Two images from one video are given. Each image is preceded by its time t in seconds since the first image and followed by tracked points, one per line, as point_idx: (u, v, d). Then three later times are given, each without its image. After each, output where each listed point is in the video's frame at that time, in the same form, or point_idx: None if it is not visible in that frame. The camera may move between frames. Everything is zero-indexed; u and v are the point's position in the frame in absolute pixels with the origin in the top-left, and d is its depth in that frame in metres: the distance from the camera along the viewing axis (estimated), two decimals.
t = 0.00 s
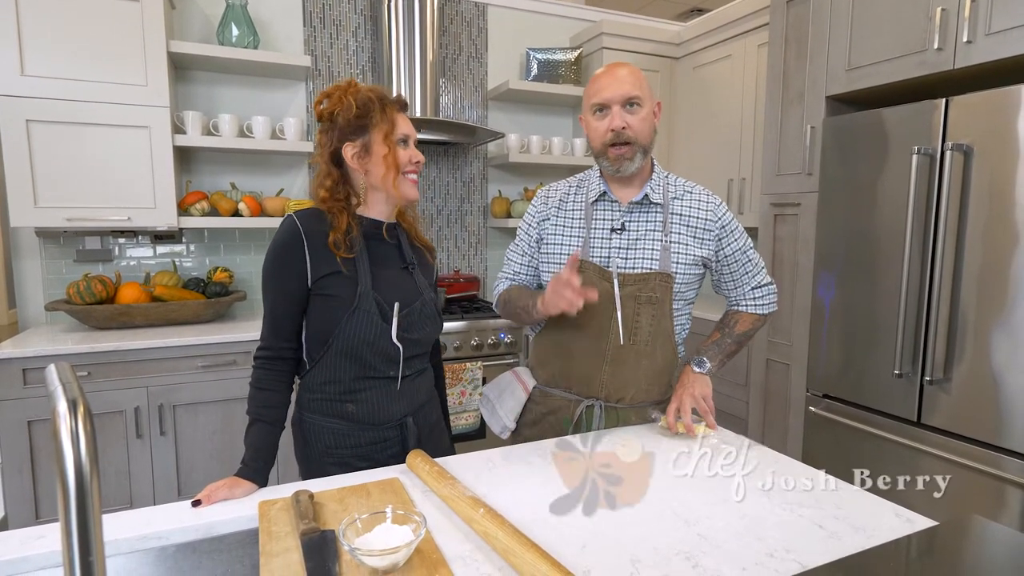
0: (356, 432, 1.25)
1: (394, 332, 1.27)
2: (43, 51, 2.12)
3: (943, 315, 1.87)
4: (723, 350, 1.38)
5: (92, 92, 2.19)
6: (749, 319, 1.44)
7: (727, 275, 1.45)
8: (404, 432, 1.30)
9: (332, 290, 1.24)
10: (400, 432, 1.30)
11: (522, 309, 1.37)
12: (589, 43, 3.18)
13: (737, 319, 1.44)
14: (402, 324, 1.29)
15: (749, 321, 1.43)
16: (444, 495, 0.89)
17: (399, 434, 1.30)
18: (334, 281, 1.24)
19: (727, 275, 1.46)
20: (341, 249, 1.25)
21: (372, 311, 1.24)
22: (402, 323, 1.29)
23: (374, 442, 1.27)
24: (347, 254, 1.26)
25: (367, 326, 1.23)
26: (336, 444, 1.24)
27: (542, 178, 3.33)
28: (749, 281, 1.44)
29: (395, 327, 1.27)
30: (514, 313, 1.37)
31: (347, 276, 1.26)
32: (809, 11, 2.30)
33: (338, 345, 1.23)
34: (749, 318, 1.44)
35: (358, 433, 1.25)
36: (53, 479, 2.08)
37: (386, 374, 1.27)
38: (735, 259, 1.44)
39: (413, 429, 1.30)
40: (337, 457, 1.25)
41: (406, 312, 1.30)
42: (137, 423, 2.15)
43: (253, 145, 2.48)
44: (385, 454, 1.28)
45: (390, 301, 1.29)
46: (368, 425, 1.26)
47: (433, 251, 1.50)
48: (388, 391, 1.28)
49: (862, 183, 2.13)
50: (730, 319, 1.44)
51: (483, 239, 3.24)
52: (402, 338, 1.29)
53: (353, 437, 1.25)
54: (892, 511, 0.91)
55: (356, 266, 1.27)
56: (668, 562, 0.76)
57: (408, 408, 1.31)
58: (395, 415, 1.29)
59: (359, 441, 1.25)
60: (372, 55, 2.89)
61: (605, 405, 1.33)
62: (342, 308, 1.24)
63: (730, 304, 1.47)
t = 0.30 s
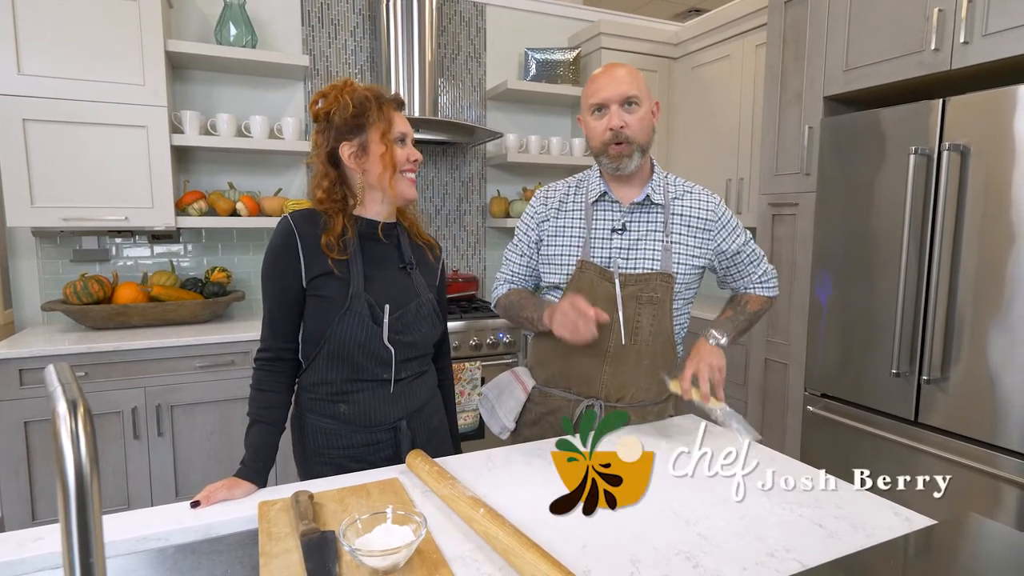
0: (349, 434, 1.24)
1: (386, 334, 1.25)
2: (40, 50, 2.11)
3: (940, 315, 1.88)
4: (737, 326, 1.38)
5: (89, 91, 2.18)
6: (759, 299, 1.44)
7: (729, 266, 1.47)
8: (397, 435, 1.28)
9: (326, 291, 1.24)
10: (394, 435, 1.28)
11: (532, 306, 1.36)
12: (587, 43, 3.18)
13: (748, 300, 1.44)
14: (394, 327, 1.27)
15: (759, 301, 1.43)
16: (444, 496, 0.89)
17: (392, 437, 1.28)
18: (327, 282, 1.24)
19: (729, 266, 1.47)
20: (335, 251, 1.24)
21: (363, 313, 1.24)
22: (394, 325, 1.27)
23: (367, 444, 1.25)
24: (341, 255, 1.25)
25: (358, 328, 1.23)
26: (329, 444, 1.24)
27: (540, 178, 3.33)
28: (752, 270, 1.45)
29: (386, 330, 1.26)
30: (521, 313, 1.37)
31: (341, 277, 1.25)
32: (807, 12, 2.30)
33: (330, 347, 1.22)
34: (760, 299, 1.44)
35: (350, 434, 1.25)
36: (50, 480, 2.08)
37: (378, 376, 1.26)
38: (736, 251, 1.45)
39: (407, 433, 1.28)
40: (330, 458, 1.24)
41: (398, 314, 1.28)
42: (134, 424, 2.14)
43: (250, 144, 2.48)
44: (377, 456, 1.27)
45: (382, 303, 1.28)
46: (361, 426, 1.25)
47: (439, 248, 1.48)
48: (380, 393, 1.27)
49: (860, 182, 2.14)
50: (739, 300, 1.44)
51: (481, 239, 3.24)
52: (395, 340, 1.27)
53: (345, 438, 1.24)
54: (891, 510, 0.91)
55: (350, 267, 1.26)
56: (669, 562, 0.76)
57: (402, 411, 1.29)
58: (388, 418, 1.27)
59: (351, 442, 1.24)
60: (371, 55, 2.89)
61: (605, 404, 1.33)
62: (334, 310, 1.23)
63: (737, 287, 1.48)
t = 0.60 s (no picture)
0: (347, 433, 1.24)
1: (384, 334, 1.25)
2: (35, 49, 2.10)
3: (936, 315, 1.88)
4: (708, 333, 1.35)
5: (84, 90, 2.17)
6: (731, 317, 1.41)
7: (723, 277, 1.45)
8: (396, 435, 1.28)
9: (323, 291, 1.23)
10: (392, 435, 1.28)
11: (541, 321, 1.35)
12: (584, 43, 3.18)
13: (721, 313, 1.40)
14: (392, 328, 1.27)
15: (730, 318, 1.40)
16: (443, 496, 0.89)
17: (391, 437, 1.27)
18: (326, 282, 1.24)
19: (723, 276, 1.45)
20: (333, 251, 1.24)
21: (361, 313, 1.23)
22: (392, 325, 1.27)
23: (365, 444, 1.25)
24: (339, 257, 1.24)
25: (356, 329, 1.22)
26: (327, 444, 1.24)
27: (537, 178, 3.33)
28: (735, 288, 1.45)
29: (384, 330, 1.25)
30: (530, 328, 1.36)
31: (339, 278, 1.25)
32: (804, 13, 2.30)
33: (328, 347, 1.22)
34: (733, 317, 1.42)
35: (348, 434, 1.24)
36: (45, 481, 2.07)
37: (376, 377, 1.25)
38: (731, 260, 1.45)
39: (405, 433, 1.28)
40: (328, 458, 1.24)
41: (397, 314, 1.28)
42: (130, 424, 2.13)
43: (247, 144, 2.47)
44: (376, 456, 1.26)
45: (380, 304, 1.27)
46: (358, 426, 1.25)
47: (438, 249, 1.48)
48: (378, 393, 1.26)
49: (856, 183, 2.14)
50: (711, 311, 1.41)
51: (478, 239, 3.24)
52: (393, 341, 1.26)
53: (343, 438, 1.24)
54: (889, 509, 0.91)
55: (348, 268, 1.26)
56: (668, 562, 0.76)
57: (401, 411, 1.28)
58: (386, 418, 1.27)
59: (349, 442, 1.24)
60: (368, 55, 2.89)
61: (605, 404, 1.34)
62: (332, 310, 1.23)
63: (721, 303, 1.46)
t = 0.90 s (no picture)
0: (346, 431, 1.24)
1: (385, 334, 1.25)
2: (28, 47, 2.09)
3: (930, 314, 1.89)
4: (703, 337, 1.34)
5: (78, 90, 2.16)
6: (729, 320, 1.42)
7: (717, 279, 1.45)
8: (395, 433, 1.28)
9: (324, 292, 1.23)
10: (390, 433, 1.28)
11: (536, 323, 1.34)
12: (580, 43, 3.18)
13: (719, 317, 1.41)
14: (394, 328, 1.26)
15: (729, 322, 1.41)
16: (441, 496, 0.89)
17: (389, 434, 1.27)
18: (326, 283, 1.23)
19: (717, 279, 1.46)
20: (333, 252, 1.23)
21: (362, 313, 1.23)
22: (394, 325, 1.27)
23: (364, 442, 1.25)
24: (339, 258, 1.24)
25: (357, 329, 1.22)
26: (325, 442, 1.24)
27: (534, 179, 3.33)
28: (731, 291, 1.45)
29: (386, 330, 1.25)
30: (525, 330, 1.35)
31: (340, 279, 1.24)
32: (799, 14, 2.31)
33: (329, 347, 1.21)
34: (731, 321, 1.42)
35: (348, 431, 1.24)
36: (39, 483, 2.05)
37: (377, 377, 1.25)
38: (726, 262, 1.45)
39: (404, 430, 1.28)
40: (328, 456, 1.24)
41: (398, 315, 1.28)
42: (125, 426, 2.12)
43: (242, 144, 2.46)
44: (375, 454, 1.26)
45: (381, 304, 1.27)
46: (358, 424, 1.25)
47: (437, 251, 1.47)
48: (378, 391, 1.26)
49: (851, 183, 2.15)
50: (711, 315, 1.41)
51: (475, 239, 3.24)
52: (394, 340, 1.26)
53: (342, 435, 1.24)
54: (885, 508, 0.91)
55: (348, 270, 1.25)
56: (667, 562, 0.76)
57: (399, 409, 1.28)
58: (386, 416, 1.27)
59: (348, 440, 1.24)
60: (363, 54, 2.88)
61: (602, 405, 1.34)
62: (333, 311, 1.22)
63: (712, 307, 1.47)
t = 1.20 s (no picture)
0: (344, 428, 1.24)
1: (383, 334, 1.25)
2: (21, 47, 2.07)
3: (924, 314, 1.90)
4: (701, 343, 1.34)
5: (72, 89, 2.15)
6: (723, 322, 1.42)
7: (713, 279, 1.46)
8: (392, 429, 1.28)
9: (322, 294, 1.22)
10: (388, 429, 1.28)
11: (536, 326, 1.34)
12: (576, 44, 3.19)
13: (714, 320, 1.41)
14: (391, 328, 1.26)
15: (723, 324, 1.41)
16: (440, 497, 0.89)
17: (387, 431, 1.27)
18: (324, 285, 1.23)
19: (714, 279, 1.46)
20: (331, 254, 1.23)
21: (360, 313, 1.23)
22: (391, 325, 1.27)
23: (362, 438, 1.25)
24: (337, 259, 1.24)
25: (354, 330, 1.22)
26: (324, 439, 1.23)
27: (529, 179, 3.33)
28: (727, 290, 1.46)
29: (383, 330, 1.25)
30: (525, 333, 1.35)
31: (338, 281, 1.24)
32: (794, 14, 2.32)
33: (328, 348, 1.21)
34: (726, 322, 1.42)
35: (346, 428, 1.24)
36: (32, 484, 2.04)
37: (375, 375, 1.25)
38: (722, 262, 1.45)
39: (401, 427, 1.28)
40: (326, 453, 1.24)
41: (395, 315, 1.28)
42: (120, 427, 2.11)
43: (238, 143, 2.45)
44: (372, 450, 1.26)
45: (378, 304, 1.27)
46: (356, 420, 1.25)
47: (434, 252, 1.47)
48: (375, 388, 1.26)
49: (845, 183, 2.16)
50: (705, 318, 1.41)
51: (471, 240, 3.24)
52: (392, 340, 1.27)
53: (341, 432, 1.24)
54: (882, 506, 0.92)
55: (346, 271, 1.25)
56: (666, 561, 0.76)
57: (397, 405, 1.28)
58: (383, 412, 1.27)
59: (346, 436, 1.24)
60: (359, 54, 2.88)
61: (600, 404, 1.35)
62: (331, 313, 1.22)
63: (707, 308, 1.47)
